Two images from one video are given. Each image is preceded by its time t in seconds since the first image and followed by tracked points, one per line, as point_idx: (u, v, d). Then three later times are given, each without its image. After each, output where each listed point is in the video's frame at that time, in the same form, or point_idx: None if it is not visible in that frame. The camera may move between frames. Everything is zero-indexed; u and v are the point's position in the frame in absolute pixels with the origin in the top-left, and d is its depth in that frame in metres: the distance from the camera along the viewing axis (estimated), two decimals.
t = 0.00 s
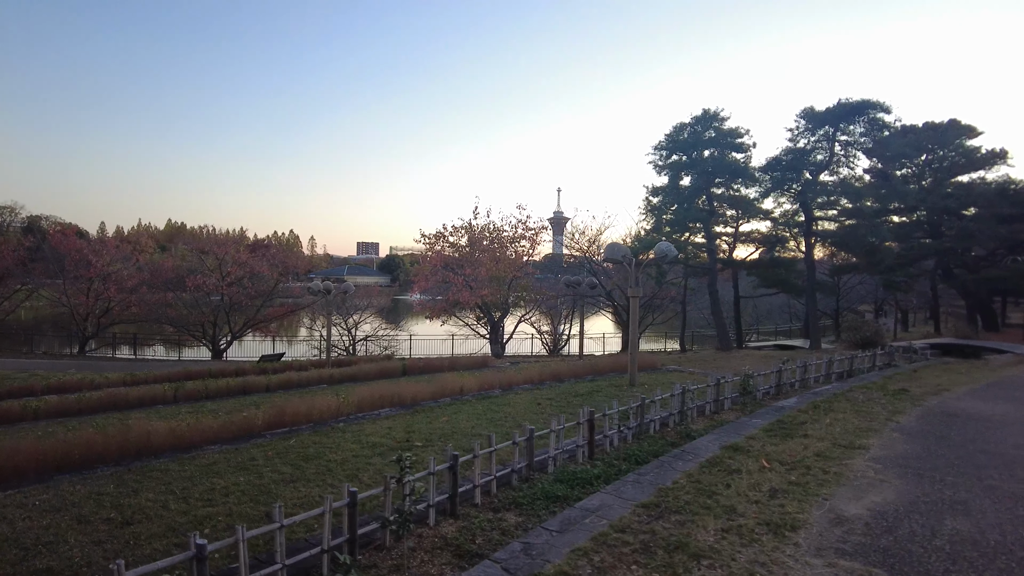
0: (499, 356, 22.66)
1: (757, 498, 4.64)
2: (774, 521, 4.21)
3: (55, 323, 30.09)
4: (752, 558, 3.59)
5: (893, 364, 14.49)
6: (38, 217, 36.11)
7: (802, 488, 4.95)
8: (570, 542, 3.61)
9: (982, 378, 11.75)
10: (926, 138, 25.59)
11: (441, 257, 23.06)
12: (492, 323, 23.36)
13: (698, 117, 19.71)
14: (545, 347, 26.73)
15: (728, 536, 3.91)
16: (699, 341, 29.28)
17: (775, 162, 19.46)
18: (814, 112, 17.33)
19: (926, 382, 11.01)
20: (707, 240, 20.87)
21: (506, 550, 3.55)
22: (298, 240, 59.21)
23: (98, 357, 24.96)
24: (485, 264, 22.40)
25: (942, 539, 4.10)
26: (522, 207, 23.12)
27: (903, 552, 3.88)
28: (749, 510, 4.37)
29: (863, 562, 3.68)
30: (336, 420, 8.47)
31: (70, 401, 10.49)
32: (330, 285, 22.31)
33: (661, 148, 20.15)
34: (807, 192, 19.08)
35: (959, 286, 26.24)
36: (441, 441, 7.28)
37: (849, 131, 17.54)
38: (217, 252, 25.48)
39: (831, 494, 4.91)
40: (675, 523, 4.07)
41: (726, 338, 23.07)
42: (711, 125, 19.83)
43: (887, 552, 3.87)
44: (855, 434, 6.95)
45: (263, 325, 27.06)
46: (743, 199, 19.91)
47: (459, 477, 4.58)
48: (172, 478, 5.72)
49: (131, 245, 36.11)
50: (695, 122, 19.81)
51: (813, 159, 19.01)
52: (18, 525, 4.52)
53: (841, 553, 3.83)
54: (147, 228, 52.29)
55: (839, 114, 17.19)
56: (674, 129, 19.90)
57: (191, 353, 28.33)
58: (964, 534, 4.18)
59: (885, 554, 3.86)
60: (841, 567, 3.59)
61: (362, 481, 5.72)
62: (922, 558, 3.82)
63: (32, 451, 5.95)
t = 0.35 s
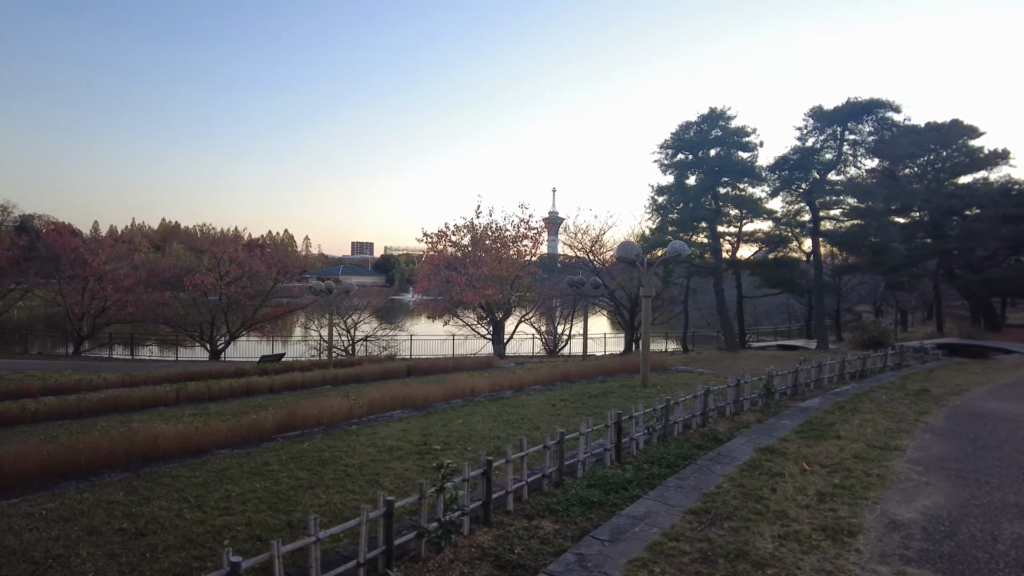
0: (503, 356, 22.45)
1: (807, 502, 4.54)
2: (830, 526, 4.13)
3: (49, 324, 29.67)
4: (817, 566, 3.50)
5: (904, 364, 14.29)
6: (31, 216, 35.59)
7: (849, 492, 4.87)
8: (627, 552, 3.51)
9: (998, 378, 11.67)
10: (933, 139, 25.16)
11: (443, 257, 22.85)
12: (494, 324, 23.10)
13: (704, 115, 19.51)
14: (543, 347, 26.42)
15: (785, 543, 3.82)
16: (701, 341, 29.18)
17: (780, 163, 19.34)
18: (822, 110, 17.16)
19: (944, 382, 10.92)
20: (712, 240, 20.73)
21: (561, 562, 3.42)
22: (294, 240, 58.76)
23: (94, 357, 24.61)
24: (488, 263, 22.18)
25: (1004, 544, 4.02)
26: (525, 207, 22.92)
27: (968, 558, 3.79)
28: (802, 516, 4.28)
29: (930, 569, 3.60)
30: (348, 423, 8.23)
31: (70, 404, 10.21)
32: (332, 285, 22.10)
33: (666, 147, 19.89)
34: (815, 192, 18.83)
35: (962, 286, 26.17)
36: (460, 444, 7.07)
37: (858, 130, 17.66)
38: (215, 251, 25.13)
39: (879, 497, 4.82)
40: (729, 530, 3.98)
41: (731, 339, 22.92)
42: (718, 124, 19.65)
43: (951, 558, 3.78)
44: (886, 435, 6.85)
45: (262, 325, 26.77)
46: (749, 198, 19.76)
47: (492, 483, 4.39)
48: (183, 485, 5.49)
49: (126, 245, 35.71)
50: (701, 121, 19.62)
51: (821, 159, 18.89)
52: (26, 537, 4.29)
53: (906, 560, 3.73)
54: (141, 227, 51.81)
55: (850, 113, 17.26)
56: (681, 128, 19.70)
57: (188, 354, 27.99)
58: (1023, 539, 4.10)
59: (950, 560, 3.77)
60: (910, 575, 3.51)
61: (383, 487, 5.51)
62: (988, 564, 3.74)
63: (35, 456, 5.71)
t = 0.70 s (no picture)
0: (506, 357, 22.26)
1: (853, 507, 4.41)
2: (882, 533, 4.00)
3: (46, 325, 29.35)
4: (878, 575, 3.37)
5: (917, 365, 14.12)
6: (27, 217, 35.23)
7: (892, 496, 4.75)
8: (680, 563, 3.39)
9: (1014, 377, 11.55)
10: (937, 139, 24.95)
11: (446, 258, 22.66)
12: (498, 325, 22.91)
13: (711, 114, 19.35)
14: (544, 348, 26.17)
15: (840, 551, 3.69)
16: (704, 342, 29.03)
17: (787, 163, 19.25)
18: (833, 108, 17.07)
19: (962, 382, 10.81)
20: (718, 239, 20.59)
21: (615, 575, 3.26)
22: (290, 241, 58.39)
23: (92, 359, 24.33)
24: (492, 264, 22.00)
25: None
26: (528, 206, 22.75)
27: None
28: (852, 522, 4.15)
29: None
30: (360, 427, 8.03)
31: (73, 407, 9.99)
32: (334, 285, 21.91)
33: (673, 146, 19.71)
34: (824, 191, 18.81)
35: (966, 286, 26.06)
36: (479, 448, 6.88)
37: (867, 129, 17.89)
38: (214, 252, 24.88)
39: (925, 502, 4.68)
40: (780, 536, 3.85)
41: (737, 340, 22.78)
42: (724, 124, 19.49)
43: (1014, 564, 3.65)
44: (917, 437, 6.72)
45: (262, 327, 26.50)
46: (756, 198, 19.59)
47: (525, 491, 4.24)
48: (196, 493, 5.29)
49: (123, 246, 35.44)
50: (708, 121, 19.47)
51: (830, 158, 18.82)
52: (36, 551, 4.09)
53: (968, 567, 3.59)
54: (138, 228, 51.49)
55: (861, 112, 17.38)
56: (687, 127, 19.55)
57: (187, 355, 27.71)
58: None
59: (1014, 568, 3.64)
60: None
61: (405, 494, 5.33)
62: None
63: (42, 464, 5.50)
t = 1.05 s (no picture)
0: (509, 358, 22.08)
1: (899, 514, 4.29)
2: (934, 540, 3.88)
3: (41, 327, 29.02)
4: None
5: (926, 365, 13.99)
6: (21, 217, 34.89)
7: (934, 501, 4.62)
8: None
9: None
10: (940, 138, 24.78)
11: (447, 258, 22.46)
12: (500, 325, 22.73)
13: (716, 113, 19.19)
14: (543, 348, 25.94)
15: (895, 561, 3.57)
16: (706, 341, 28.91)
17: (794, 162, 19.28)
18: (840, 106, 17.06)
19: (978, 382, 10.69)
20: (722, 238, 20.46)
21: None
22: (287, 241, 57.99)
23: (88, 361, 24.04)
24: (494, 263, 21.81)
25: None
26: (530, 205, 22.57)
27: None
28: (900, 529, 4.02)
29: None
30: (370, 431, 7.82)
31: (72, 411, 9.74)
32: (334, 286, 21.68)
33: (677, 145, 19.55)
34: (829, 189, 18.83)
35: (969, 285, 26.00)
36: (496, 452, 6.70)
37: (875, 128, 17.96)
38: (212, 252, 24.59)
39: (969, 506, 4.55)
40: (831, 546, 3.75)
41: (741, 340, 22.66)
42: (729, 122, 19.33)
43: None
44: (945, 439, 6.59)
45: (261, 327, 26.24)
46: (761, 198, 19.44)
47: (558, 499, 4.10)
48: (208, 503, 5.08)
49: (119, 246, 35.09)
50: (713, 119, 19.31)
51: (836, 157, 18.83)
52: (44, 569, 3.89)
53: None
54: (132, 229, 51.07)
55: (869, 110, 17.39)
56: (692, 126, 19.39)
57: (184, 356, 27.43)
58: None
59: None
60: None
61: (426, 502, 5.13)
62: None
63: (44, 474, 5.27)
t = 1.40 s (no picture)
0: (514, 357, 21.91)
1: (942, 509, 4.18)
2: (984, 534, 3.76)
3: (40, 327, 28.80)
4: None
5: (937, 362, 13.87)
6: (20, 217, 34.67)
7: (976, 494, 4.51)
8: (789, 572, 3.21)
9: None
10: (951, 137, 24.15)
11: (451, 257, 22.31)
12: (504, 324, 22.57)
13: (723, 111, 19.07)
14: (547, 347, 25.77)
15: (948, 555, 3.46)
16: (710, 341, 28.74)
17: (803, 160, 19.27)
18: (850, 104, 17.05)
19: (994, 379, 10.57)
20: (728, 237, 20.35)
21: None
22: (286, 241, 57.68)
23: (89, 360, 23.85)
24: (498, 262, 21.67)
25: None
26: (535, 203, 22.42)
27: None
28: (947, 524, 3.90)
29: None
30: (384, 430, 7.67)
31: (77, 410, 9.56)
32: (337, 284, 21.54)
33: (684, 143, 19.43)
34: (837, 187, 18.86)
35: (974, 284, 25.89)
36: (516, 449, 6.57)
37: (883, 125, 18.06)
38: (214, 251, 24.40)
39: (1012, 501, 4.43)
40: (879, 540, 3.65)
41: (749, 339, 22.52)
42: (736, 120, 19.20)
43: None
44: (973, 434, 6.47)
45: (263, 327, 26.06)
46: (767, 197, 19.33)
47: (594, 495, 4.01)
48: (225, 503, 4.94)
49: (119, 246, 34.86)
50: (720, 118, 19.19)
51: (844, 155, 18.87)
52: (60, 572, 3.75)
53: None
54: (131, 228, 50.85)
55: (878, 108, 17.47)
56: (699, 124, 19.28)
57: (185, 356, 27.23)
58: None
59: None
60: None
61: (449, 500, 4.99)
62: None
63: (56, 474, 5.14)
